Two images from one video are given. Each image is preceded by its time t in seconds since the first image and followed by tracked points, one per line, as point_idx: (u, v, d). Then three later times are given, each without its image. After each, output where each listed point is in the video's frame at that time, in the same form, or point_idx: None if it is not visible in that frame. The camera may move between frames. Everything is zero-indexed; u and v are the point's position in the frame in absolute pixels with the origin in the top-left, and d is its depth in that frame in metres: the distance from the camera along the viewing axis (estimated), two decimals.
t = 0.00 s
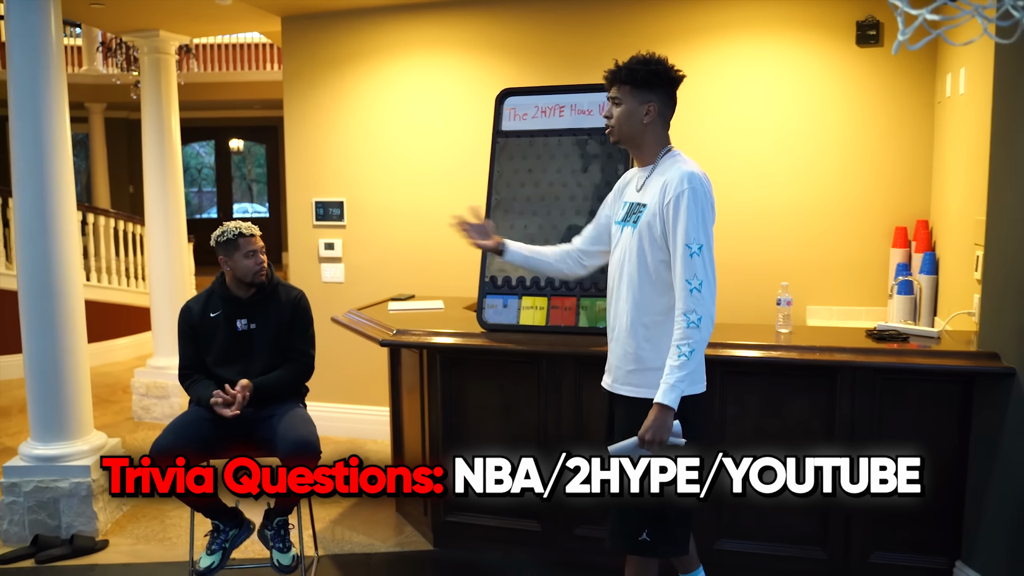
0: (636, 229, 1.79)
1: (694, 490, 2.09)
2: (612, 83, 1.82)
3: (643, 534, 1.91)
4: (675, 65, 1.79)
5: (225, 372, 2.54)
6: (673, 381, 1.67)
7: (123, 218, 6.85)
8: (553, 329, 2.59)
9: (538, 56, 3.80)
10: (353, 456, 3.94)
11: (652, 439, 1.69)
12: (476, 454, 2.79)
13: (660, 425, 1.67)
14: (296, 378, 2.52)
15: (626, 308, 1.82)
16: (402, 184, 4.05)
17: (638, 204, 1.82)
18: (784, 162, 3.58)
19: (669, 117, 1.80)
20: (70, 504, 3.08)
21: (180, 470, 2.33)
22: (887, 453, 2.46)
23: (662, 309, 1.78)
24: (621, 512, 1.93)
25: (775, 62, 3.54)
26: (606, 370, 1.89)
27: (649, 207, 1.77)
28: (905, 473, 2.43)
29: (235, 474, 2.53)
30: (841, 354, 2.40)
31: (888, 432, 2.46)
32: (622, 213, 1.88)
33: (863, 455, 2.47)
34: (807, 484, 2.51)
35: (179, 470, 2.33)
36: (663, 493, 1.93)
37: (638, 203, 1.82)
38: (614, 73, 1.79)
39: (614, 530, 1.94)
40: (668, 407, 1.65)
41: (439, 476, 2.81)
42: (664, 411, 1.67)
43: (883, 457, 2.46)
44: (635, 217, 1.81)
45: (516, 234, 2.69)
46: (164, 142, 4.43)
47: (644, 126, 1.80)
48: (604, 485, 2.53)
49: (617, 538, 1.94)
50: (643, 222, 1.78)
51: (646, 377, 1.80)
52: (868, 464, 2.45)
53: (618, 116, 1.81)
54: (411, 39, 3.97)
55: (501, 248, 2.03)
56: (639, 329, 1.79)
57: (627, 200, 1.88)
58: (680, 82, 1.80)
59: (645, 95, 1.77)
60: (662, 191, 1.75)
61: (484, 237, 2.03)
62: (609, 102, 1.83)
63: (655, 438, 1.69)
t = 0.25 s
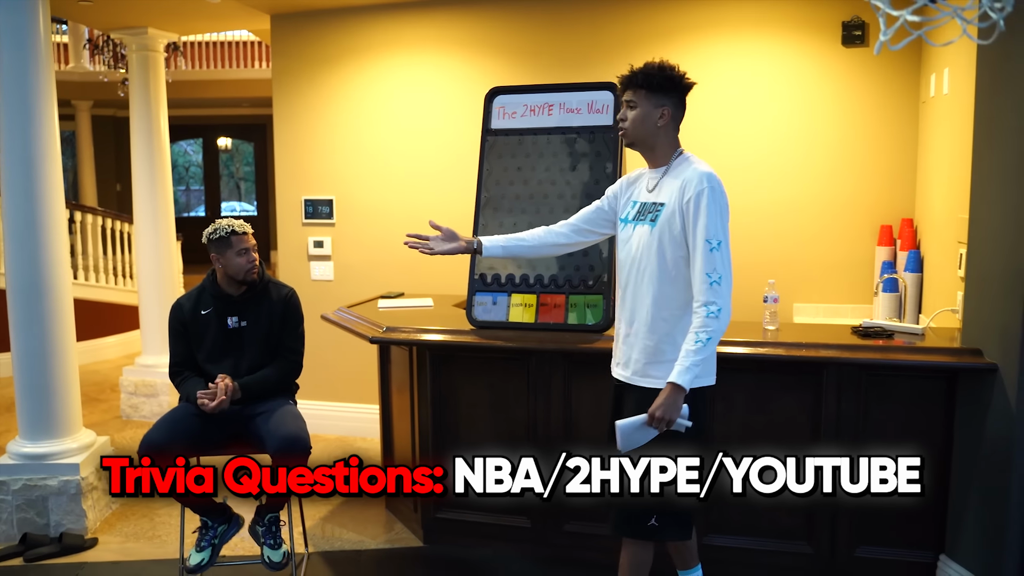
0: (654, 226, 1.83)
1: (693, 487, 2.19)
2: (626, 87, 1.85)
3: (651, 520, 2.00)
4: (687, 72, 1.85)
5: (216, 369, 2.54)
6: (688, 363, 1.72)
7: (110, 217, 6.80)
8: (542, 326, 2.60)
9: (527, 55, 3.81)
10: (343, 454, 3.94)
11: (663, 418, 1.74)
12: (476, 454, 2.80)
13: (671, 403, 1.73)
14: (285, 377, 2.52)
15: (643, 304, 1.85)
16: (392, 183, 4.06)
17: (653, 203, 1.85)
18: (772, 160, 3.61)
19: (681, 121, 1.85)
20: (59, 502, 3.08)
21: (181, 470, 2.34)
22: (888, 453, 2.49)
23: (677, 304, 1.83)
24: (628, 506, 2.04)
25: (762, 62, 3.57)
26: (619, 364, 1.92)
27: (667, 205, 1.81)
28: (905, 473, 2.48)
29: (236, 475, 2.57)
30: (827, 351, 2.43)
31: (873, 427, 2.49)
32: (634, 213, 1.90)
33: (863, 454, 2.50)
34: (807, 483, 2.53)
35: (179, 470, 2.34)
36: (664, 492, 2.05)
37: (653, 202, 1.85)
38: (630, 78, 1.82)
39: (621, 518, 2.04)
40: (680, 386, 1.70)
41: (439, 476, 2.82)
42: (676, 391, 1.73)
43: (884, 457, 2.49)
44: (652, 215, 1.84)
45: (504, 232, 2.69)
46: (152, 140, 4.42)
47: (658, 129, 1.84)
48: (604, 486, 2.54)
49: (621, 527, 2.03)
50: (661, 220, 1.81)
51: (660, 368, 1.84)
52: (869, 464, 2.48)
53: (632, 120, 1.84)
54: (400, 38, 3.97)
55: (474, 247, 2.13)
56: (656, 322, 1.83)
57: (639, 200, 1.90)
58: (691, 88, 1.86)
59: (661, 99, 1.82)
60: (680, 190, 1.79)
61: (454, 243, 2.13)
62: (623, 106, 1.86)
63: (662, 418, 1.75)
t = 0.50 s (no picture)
0: (679, 229, 1.86)
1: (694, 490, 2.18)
2: (648, 94, 1.88)
3: (660, 513, 2.01)
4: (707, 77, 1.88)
5: (217, 369, 2.54)
6: (730, 360, 1.75)
7: (102, 216, 6.76)
8: (541, 326, 2.60)
9: (524, 55, 3.82)
10: (340, 454, 3.94)
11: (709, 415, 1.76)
12: (476, 454, 2.81)
13: (718, 402, 1.74)
14: (286, 376, 2.52)
15: (672, 305, 1.88)
16: (388, 182, 4.06)
17: (676, 207, 1.89)
18: (767, 161, 3.64)
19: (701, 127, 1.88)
20: (56, 502, 3.08)
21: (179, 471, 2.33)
22: (888, 452, 2.51)
23: (707, 304, 1.86)
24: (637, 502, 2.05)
25: (757, 64, 3.59)
26: (647, 366, 1.94)
27: (691, 208, 1.85)
28: (905, 473, 2.49)
29: (236, 475, 2.56)
30: (826, 351, 2.45)
31: (870, 426, 2.52)
32: (657, 218, 1.94)
33: (863, 454, 2.52)
34: (807, 482, 2.54)
35: (179, 470, 2.33)
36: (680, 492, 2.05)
37: (675, 206, 1.89)
38: (654, 85, 1.85)
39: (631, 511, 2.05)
40: (727, 383, 1.72)
41: (439, 476, 2.82)
42: (722, 387, 1.75)
43: (884, 456, 2.51)
44: (676, 219, 1.88)
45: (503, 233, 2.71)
46: (146, 139, 4.40)
47: (681, 135, 1.87)
48: (604, 485, 2.64)
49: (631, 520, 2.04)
50: (686, 223, 1.85)
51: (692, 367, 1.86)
52: (869, 464, 2.50)
53: (656, 126, 1.87)
54: (397, 37, 3.97)
55: (515, 253, 2.11)
56: (687, 323, 1.86)
57: (660, 205, 1.94)
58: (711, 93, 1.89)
59: (684, 106, 1.85)
60: (703, 194, 1.84)
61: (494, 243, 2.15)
62: (645, 113, 1.89)
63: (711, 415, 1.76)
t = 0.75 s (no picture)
0: (726, 228, 1.91)
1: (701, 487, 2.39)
2: (692, 95, 1.95)
3: (699, 506, 2.02)
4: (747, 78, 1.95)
5: (251, 369, 2.56)
6: (796, 359, 1.79)
7: (125, 217, 6.81)
8: (573, 326, 2.62)
9: (550, 56, 3.82)
10: (365, 453, 3.95)
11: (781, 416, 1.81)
12: (476, 454, 2.83)
13: (788, 403, 1.80)
14: (320, 376, 2.54)
15: (726, 303, 1.92)
16: (413, 183, 4.07)
17: (721, 206, 1.94)
18: (795, 161, 3.62)
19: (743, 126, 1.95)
20: (88, 500, 3.11)
21: (180, 471, 2.61)
22: (888, 453, 2.50)
23: (760, 299, 1.91)
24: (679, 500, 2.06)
25: (785, 63, 3.57)
26: (702, 366, 1.98)
27: (737, 207, 1.90)
28: (904, 473, 2.46)
29: (235, 474, 2.41)
30: (861, 352, 2.43)
31: (903, 427, 2.50)
32: (703, 218, 1.99)
33: (863, 454, 2.52)
34: (806, 483, 2.56)
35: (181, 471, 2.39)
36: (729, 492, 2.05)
37: (721, 205, 1.94)
38: (697, 85, 1.92)
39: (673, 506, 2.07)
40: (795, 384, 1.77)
41: (438, 475, 2.95)
42: (791, 388, 1.80)
43: (884, 456, 2.50)
44: (721, 217, 1.93)
45: (534, 233, 2.70)
46: (172, 140, 4.43)
47: (724, 133, 1.94)
48: (604, 485, 2.68)
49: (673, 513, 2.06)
50: (733, 221, 1.90)
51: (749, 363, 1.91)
52: (869, 464, 2.50)
53: (700, 125, 1.94)
54: (422, 38, 3.98)
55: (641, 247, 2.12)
56: (740, 319, 1.91)
57: (705, 205, 1.99)
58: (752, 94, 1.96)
59: (726, 105, 1.92)
60: (749, 192, 1.89)
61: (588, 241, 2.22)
62: (689, 112, 1.95)
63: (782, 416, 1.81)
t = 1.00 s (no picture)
0: (750, 225, 1.94)
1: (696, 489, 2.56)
2: (709, 95, 1.97)
3: (726, 502, 2.02)
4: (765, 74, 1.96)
5: (267, 367, 2.56)
6: (823, 358, 1.81)
7: (130, 215, 6.81)
8: (589, 324, 2.62)
9: (559, 54, 3.82)
10: (375, 451, 3.95)
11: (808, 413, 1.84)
12: (475, 455, 2.85)
13: (818, 400, 1.82)
14: (336, 373, 2.54)
15: (750, 300, 1.94)
16: (422, 181, 4.07)
17: (745, 203, 1.97)
18: (805, 160, 3.63)
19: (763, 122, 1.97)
20: (100, 498, 3.11)
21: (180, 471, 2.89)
22: (888, 452, 2.52)
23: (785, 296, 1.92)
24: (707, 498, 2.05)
25: (796, 62, 3.58)
26: (725, 363, 1.99)
27: (761, 203, 1.92)
28: (904, 473, 2.47)
29: (235, 473, 2.39)
30: (877, 349, 2.43)
31: (917, 425, 2.50)
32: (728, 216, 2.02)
33: (863, 454, 2.54)
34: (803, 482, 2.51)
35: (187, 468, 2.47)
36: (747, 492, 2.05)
37: (745, 202, 1.97)
38: (714, 85, 1.94)
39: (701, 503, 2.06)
40: (824, 381, 1.79)
41: (438, 476, 3.02)
42: (820, 386, 1.82)
43: (883, 456, 2.51)
44: (746, 214, 1.95)
45: (548, 231, 2.70)
46: (180, 139, 4.43)
47: (743, 131, 1.96)
48: (604, 485, 2.70)
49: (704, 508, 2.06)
50: (757, 218, 1.93)
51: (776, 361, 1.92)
52: (868, 464, 2.52)
53: (719, 124, 1.96)
54: (431, 36, 3.98)
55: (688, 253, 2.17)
56: (765, 316, 1.92)
57: (730, 203, 2.02)
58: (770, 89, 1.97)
59: (743, 103, 1.94)
60: (773, 189, 1.91)
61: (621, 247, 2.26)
62: (708, 113, 1.98)
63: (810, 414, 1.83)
